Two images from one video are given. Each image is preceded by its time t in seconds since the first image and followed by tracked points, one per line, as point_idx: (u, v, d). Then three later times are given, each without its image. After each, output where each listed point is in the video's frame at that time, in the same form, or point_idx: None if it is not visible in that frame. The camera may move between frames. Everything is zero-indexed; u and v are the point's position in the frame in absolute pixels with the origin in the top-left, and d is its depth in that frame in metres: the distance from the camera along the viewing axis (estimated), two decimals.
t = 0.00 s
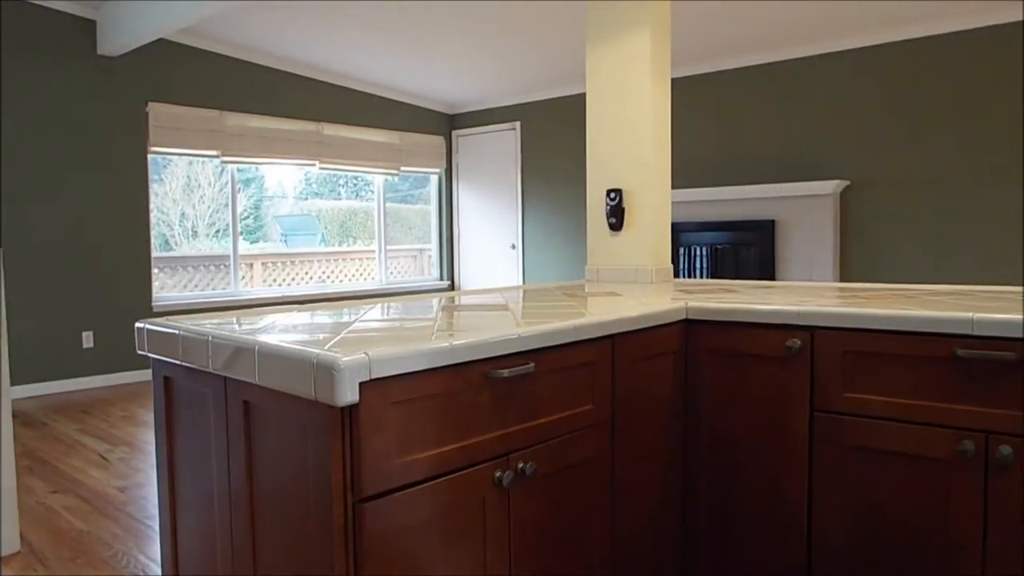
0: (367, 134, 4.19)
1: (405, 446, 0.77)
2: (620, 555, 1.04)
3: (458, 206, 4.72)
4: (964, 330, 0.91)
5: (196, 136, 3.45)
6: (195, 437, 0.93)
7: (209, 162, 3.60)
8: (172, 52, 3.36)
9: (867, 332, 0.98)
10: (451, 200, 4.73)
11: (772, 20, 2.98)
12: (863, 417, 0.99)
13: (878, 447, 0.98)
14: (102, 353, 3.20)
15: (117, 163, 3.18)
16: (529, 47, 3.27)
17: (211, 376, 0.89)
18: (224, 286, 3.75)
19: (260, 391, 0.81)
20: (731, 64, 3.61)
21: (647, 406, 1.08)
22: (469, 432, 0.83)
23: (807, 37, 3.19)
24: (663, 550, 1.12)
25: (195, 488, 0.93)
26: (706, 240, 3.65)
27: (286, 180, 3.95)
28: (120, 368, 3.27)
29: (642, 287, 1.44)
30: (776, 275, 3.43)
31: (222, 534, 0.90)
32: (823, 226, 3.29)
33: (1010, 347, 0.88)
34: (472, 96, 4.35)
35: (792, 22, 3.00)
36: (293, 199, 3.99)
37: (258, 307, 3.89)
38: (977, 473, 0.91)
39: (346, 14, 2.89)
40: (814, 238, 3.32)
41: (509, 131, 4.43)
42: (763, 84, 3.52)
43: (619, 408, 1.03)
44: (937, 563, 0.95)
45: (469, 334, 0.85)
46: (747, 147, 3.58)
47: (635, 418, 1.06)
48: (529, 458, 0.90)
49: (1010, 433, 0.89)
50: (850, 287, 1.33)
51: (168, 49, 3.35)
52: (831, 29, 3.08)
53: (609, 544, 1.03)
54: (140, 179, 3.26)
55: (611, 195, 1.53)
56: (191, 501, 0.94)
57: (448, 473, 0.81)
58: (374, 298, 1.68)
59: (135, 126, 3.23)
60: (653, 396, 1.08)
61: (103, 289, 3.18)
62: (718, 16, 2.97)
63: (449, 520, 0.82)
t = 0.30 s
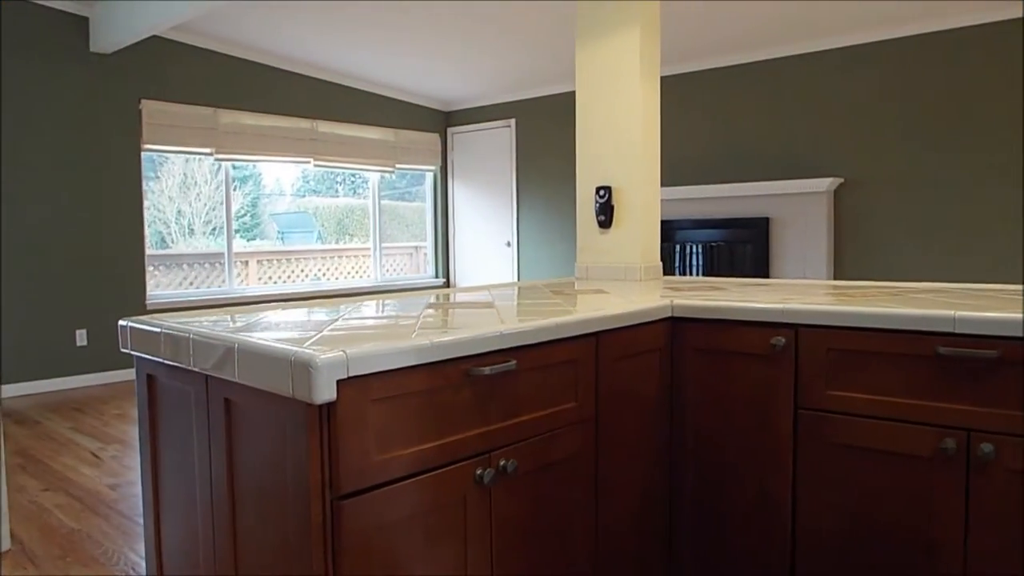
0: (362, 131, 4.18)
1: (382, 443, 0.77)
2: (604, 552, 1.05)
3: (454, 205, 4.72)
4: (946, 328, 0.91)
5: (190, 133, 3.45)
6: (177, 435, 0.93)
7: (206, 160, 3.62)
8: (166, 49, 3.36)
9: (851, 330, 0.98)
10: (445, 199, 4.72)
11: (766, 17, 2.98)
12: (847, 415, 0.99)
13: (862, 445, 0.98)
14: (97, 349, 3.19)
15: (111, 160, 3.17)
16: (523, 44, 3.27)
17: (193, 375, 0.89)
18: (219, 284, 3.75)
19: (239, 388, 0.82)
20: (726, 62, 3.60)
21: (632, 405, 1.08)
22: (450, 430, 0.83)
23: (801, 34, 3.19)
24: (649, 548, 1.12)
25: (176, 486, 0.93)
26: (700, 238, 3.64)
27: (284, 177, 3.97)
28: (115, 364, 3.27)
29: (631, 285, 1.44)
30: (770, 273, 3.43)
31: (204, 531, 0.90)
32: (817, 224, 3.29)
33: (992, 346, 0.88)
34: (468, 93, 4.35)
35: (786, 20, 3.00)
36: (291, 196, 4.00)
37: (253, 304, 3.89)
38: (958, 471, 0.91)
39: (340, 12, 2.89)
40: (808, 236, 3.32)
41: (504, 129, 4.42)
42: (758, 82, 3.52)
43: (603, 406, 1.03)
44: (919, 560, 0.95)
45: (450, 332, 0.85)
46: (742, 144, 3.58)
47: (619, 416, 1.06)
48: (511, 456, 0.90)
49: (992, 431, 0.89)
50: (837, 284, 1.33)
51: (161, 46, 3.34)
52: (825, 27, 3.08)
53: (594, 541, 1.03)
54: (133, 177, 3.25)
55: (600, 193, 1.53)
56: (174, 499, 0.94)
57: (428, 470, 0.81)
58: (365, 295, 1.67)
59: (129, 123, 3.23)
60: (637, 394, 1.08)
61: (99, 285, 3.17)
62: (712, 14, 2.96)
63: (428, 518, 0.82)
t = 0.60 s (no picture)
0: (357, 128, 4.18)
1: (359, 441, 0.77)
2: (587, 550, 1.05)
3: (449, 202, 4.71)
4: (926, 325, 0.91)
5: (184, 130, 3.45)
6: (158, 433, 0.93)
7: (201, 157, 3.62)
8: (158, 45, 3.36)
9: (832, 328, 0.98)
10: (440, 196, 4.71)
11: (759, 14, 2.98)
12: (828, 412, 0.99)
13: (843, 443, 0.98)
14: (89, 346, 3.19)
15: (103, 156, 3.17)
16: (517, 42, 3.27)
17: (173, 373, 0.89)
18: (212, 281, 3.75)
19: (218, 387, 0.82)
20: (720, 58, 3.60)
21: (616, 403, 1.08)
22: (429, 428, 0.83)
23: (794, 31, 3.19)
24: (633, 545, 1.12)
25: (158, 484, 0.93)
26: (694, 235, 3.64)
27: (282, 174, 3.96)
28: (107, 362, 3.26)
29: (619, 282, 1.44)
30: (764, 270, 3.42)
31: (185, 529, 0.90)
32: (811, 221, 3.29)
33: (972, 343, 0.88)
34: (463, 90, 4.35)
35: (779, 16, 3.00)
36: (288, 193, 3.99)
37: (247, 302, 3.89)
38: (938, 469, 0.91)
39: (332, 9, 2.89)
40: (802, 233, 3.32)
41: (499, 126, 4.41)
42: (753, 78, 3.52)
43: (586, 404, 1.03)
44: (900, 558, 0.95)
45: (429, 330, 0.85)
46: (736, 140, 3.58)
47: (602, 414, 1.06)
48: (491, 454, 0.90)
49: (971, 429, 0.89)
50: (822, 281, 1.33)
51: (154, 42, 3.34)
52: (818, 24, 3.08)
53: (576, 539, 1.03)
54: (127, 174, 3.25)
55: (588, 190, 1.53)
56: (156, 497, 0.94)
57: (406, 469, 0.81)
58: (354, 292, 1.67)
59: (121, 119, 3.23)
60: (621, 392, 1.08)
61: (91, 282, 3.17)
62: (703, 10, 2.96)
63: (407, 516, 0.82)
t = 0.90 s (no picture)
0: (353, 125, 4.18)
1: (336, 438, 0.77)
2: (570, 547, 1.05)
3: (445, 200, 4.70)
4: (907, 324, 0.91)
5: (178, 127, 3.45)
6: (139, 431, 0.93)
7: (198, 155, 3.62)
8: (152, 42, 3.35)
9: (813, 327, 0.98)
10: (436, 194, 4.71)
11: (753, 12, 2.97)
12: (810, 411, 0.99)
13: (824, 441, 0.98)
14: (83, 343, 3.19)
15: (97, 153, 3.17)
16: (510, 39, 3.27)
17: (153, 370, 0.89)
18: (207, 278, 3.75)
19: (196, 385, 0.82)
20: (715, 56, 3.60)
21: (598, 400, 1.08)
22: (407, 426, 0.83)
23: (789, 29, 3.19)
24: (616, 542, 1.12)
25: (139, 481, 0.94)
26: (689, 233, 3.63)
27: (279, 172, 3.98)
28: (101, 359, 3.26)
29: (607, 281, 1.44)
30: (757, 268, 3.43)
31: (165, 528, 0.90)
32: (805, 219, 3.29)
33: (951, 342, 0.89)
34: (458, 88, 4.34)
35: (773, 14, 3.00)
36: (285, 190, 4.00)
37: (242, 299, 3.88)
38: (918, 467, 0.92)
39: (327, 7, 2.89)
40: (796, 231, 3.32)
41: (494, 124, 4.41)
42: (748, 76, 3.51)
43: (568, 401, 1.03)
44: (880, 556, 0.96)
45: (408, 328, 0.85)
46: (731, 139, 3.57)
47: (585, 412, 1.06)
48: (470, 452, 0.90)
49: (951, 427, 0.89)
50: (809, 279, 1.33)
51: (147, 39, 3.34)
52: (812, 22, 3.08)
53: (559, 537, 1.03)
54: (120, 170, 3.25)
55: (577, 188, 1.52)
56: (137, 494, 0.94)
57: (385, 466, 0.81)
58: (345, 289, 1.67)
59: (115, 116, 3.23)
60: (603, 389, 1.08)
61: (85, 279, 3.17)
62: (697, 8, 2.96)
63: (385, 513, 0.82)
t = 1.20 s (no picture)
0: (347, 123, 4.17)
1: (312, 436, 0.77)
2: (550, 543, 1.05)
3: (439, 197, 4.70)
4: (884, 324, 0.91)
5: (172, 124, 3.45)
6: (117, 427, 0.93)
7: (193, 152, 3.63)
8: (145, 39, 3.36)
9: (792, 325, 0.98)
10: (430, 191, 4.70)
11: (744, 11, 2.97)
12: (788, 410, 0.99)
13: (802, 439, 0.98)
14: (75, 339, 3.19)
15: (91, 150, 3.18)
16: (503, 37, 3.27)
17: (130, 368, 0.89)
18: (201, 276, 3.75)
19: (172, 382, 0.82)
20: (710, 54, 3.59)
21: (579, 398, 1.08)
22: (383, 424, 0.84)
23: (781, 27, 3.19)
24: (597, 540, 1.13)
25: (117, 478, 0.94)
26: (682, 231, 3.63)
27: (277, 169, 4.00)
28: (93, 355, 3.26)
29: (592, 279, 1.44)
30: (750, 267, 3.43)
31: (142, 525, 0.90)
32: (798, 217, 3.29)
33: (928, 341, 0.89)
34: (453, 86, 4.34)
35: (766, 12, 3.00)
36: (283, 187, 4.02)
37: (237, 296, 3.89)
38: (895, 466, 0.92)
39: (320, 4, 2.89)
40: (789, 229, 3.32)
41: (489, 122, 4.41)
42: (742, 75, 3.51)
43: (548, 400, 1.03)
44: (858, 555, 0.96)
45: (385, 326, 0.85)
46: (724, 137, 3.57)
47: (565, 410, 1.06)
48: (447, 450, 0.90)
49: (927, 425, 0.89)
50: (795, 276, 1.32)
51: (140, 36, 3.34)
52: (804, 20, 3.08)
53: (539, 535, 1.04)
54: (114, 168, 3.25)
55: (564, 186, 1.52)
56: (115, 491, 0.94)
57: (362, 462, 0.82)
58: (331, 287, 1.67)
59: (108, 113, 3.23)
60: (584, 389, 1.09)
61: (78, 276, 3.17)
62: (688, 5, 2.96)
63: (361, 510, 0.82)
